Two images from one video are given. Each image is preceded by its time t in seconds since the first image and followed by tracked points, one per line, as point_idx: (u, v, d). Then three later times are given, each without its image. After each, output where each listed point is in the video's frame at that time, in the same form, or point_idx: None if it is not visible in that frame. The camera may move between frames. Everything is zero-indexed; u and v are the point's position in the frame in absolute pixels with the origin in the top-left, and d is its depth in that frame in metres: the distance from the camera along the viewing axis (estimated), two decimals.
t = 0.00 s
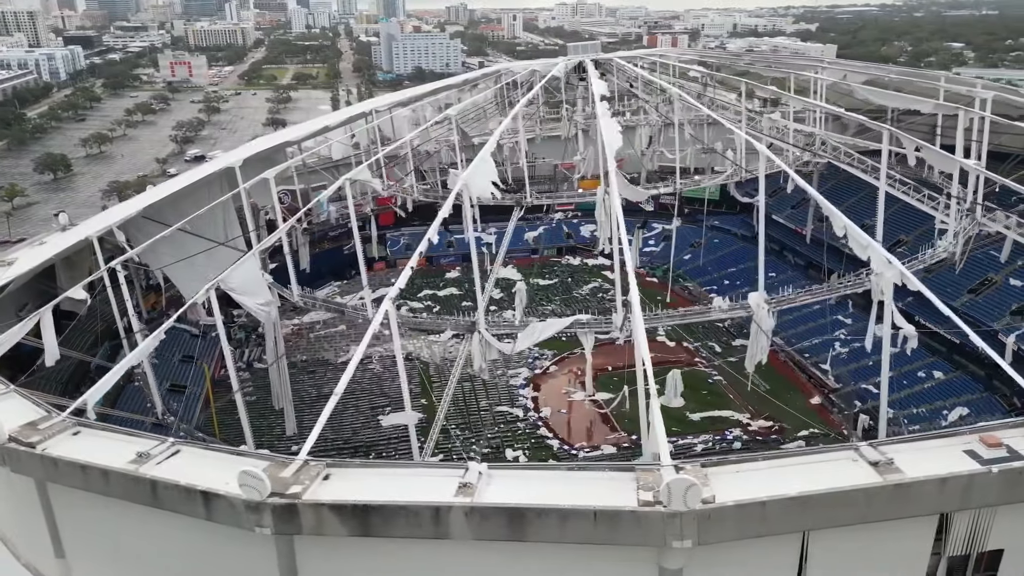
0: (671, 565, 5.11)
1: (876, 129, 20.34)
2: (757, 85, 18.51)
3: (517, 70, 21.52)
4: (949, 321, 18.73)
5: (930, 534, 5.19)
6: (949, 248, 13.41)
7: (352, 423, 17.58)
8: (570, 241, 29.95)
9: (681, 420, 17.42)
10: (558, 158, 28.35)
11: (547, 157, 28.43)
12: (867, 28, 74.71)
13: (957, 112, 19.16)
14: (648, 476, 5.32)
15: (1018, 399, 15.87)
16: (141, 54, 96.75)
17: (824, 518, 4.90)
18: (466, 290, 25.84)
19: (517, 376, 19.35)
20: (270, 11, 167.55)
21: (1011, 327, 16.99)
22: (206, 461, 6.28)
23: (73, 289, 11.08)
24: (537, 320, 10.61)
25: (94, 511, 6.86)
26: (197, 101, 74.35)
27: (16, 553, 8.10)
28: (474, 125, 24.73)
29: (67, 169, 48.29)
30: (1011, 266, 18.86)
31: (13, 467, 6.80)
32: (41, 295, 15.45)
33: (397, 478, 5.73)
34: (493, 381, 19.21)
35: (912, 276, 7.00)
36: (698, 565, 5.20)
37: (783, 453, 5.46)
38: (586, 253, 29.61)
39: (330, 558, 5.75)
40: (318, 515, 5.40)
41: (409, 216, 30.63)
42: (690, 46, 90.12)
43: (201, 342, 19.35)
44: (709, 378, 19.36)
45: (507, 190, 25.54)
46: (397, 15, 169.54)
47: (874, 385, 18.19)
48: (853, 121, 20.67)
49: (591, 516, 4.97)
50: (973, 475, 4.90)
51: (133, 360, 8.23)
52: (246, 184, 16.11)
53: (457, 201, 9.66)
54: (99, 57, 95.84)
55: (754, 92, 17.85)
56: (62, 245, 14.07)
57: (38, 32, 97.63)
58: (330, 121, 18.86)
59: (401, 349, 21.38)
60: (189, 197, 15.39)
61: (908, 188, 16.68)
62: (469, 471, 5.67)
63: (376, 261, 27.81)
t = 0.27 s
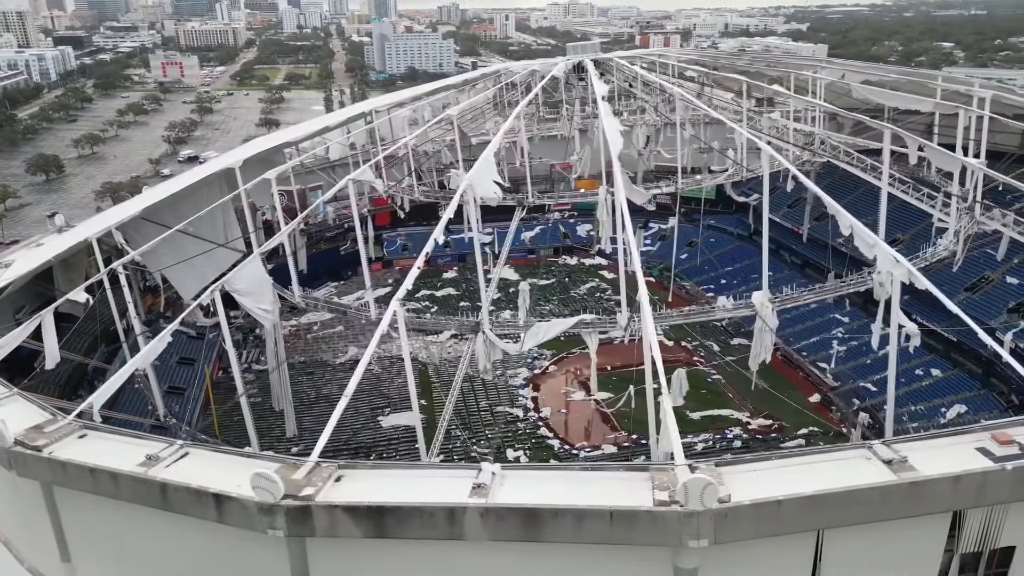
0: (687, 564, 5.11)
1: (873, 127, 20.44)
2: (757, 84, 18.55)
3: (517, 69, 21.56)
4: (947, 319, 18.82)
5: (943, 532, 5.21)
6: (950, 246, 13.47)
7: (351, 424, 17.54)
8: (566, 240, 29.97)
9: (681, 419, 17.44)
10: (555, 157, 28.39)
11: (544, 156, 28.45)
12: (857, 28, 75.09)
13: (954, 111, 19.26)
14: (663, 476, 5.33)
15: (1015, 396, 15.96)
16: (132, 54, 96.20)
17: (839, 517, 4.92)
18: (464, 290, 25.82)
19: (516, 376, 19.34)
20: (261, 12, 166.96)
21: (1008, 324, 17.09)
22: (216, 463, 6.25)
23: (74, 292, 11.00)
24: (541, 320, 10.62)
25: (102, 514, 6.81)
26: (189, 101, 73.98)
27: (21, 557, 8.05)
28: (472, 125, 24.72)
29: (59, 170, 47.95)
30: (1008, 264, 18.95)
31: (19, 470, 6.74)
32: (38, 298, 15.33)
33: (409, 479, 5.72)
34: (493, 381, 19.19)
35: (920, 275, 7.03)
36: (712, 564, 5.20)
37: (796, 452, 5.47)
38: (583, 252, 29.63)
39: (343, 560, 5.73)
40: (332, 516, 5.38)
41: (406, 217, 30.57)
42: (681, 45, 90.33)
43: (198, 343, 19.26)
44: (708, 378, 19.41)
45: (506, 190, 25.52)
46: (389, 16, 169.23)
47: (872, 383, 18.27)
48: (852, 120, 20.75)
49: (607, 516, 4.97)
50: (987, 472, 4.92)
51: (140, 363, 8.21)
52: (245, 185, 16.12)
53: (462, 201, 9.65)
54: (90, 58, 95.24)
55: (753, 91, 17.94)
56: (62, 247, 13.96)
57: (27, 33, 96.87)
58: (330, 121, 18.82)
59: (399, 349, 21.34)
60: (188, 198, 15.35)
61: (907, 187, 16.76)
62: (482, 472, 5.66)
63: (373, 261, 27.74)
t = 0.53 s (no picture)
0: (702, 563, 5.11)
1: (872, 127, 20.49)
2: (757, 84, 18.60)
3: (517, 68, 21.63)
4: (944, 317, 18.92)
5: (957, 528, 5.24)
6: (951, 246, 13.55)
7: (351, 426, 17.49)
8: (563, 240, 29.96)
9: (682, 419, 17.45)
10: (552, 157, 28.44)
11: (542, 156, 28.51)
12: (848, 28, 75.48)
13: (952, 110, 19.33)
14: (677, 476, 5.33)
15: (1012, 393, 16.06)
16: (122, 54, 95.60)
17: (855, 516, 4.93)
18: (461, 290, 25.79)
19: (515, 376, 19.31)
20: (252, 12, 166.24)
21: (1005, 323, 17.22)
22: (225, 465, 6.22)
23: (76, 295, 10.94)
24: (544, 321, 10.64)
25: (109, 517, 6.76)
26: (181, 102, 73.60)
27: (25, 562, 7.99)
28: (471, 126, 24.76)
29: (51, 172, 47.63)
30: (1005, 262, 19.06)
31: (26, 474, 6.68)
32: (36, 300, 15.21)
33: (422, 481, 5.70)
34: (492, 381, 19.18)
35: (927, 273, 7.05)
36: (727, 564, 5.20)
37: (810, 450, 5.48)
38: (579, 252, 29.63)
39: (356, 561, 5.71)
40: (346, 518, 5.36)
41: (401, 217, 30.55)
42: (673, 45, 90.54)
43: (196, 345, 19.16)
44: (707, 377, 19.44)
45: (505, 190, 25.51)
46: (381, 16, 168.89)
47: (870, 381, 18.34)
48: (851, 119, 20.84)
49: (623, 516, 4.96)
50: (1000, 470, 4.95)
51: (145, 366, 8.10)
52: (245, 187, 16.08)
53: (467, 202, 9.62)
54: (80, 58, 94.62)
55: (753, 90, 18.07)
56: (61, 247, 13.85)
57: (16, 33, 96.11)
58: (331, 122, 18.78)
59: (397, 350, 21.31)
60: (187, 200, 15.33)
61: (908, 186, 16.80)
62: (495, 473, 5.65)
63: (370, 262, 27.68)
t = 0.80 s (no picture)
0: (717, 562, 5.12)
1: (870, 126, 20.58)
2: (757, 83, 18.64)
3: (517, 68, 21.72)
4: (941, 315, 19.04)
5: (970, 526, 5.27)
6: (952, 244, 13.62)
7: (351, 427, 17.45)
8: (559, 240, 29.98)
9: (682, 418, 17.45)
10: (549, 157, 28.50)
11: (539, 156, 28.56)
12: (838, 27, 75.89)
13: (948, 109, 19.42)
14: (692, 475, 5.33)
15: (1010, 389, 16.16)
16: (113, 54, 95.00)
17: (870, 514, 4.94)
18: (459, 291, 25.77)
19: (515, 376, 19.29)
20: (243, 12, 165.62)
21: (1003, 320, 17.35)
22: (235, 468, 6.19)
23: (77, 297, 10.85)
24: (549, 321, 10.65)
25: (117, 520, 6.71)
26: (173, 102, 73.27)
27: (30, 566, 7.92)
28: (470, 126, 24.79)
29: (43, 173, 47.31)
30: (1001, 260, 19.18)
31: (32, 478, 6.62)
32: (33, 302, 15.09)
33: (434, 482, 5.69)
34: (492, 381, 19.17)
35: (935, 272, 7.08)
36: (743, 564, 5.20)
37: (824, 449, 5.50)
38: (576, 252, 29.65)
39: (369, 563, 5.69)
40: (360, 519, 5.35)
41: (398, 218, 30.52)
42: (665, 45, 90.73)
43: (194, 347, 19.06)
44: (707, 376, 19.45)
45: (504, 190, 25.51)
46: (372, 15, 168.60)
47: (869, 379, 18.43)
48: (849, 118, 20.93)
49: (639, 516, 4.96)
50: (1014, 468, 4.98)
51: (150, 369, 8.04)
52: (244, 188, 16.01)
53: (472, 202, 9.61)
54: (70, 58, 93.99)
55: (753, 88, 18.20)
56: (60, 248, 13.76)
57: (5, 33, 95.33)
58: (331, 122, 18.75)
59: (396, 350, 21.29)
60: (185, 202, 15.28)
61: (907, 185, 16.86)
62: (509, 473, 5.64)
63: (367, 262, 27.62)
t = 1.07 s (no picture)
0: (731, 562, 5.11)
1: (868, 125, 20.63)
2: (756, 82, 18.70)
3: (518, 67, 21.75)
4: (939, 313, 19.15)
5: (984, 524, 5.29)
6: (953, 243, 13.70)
7: (352, 428, 17.40)
8: (555, 240, 30.01)
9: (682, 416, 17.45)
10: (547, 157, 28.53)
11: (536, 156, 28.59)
12: (830, 27, 76.22)
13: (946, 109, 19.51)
14: (707, 475, 5.32)
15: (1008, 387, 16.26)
16: (104, 55, 94.43)
17: (886, 512, 4.96)
18: (457, 291, 25.74)
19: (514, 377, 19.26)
20: (235, 11, 164.96)
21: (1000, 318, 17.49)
22: (245, 470, 6.16)
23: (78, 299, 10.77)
24: (554, 321, 10.66)
25: (124, 524, 6.66)
26: (166, 103, 72.92)
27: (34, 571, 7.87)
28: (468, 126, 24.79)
29: (35, 174, 46.99)
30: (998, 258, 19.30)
31: (38, 481, 6.56)
32: (30, 303, 14.98)
33: (446, 483, 5.67)
34: (492, 382, 19.16)
35: (942, 270, 7.11)
36: (758, 563, 5.21)
37: (837, 448, 5.51)
38: (573, 252, 29.66)
39: (382, 565, 5.67)
40: (375, 522, 5.32)
41: (395, 219, 30.47)
42: (658, 45, 90.89)
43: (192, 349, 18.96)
44: (706, 375, 19.46)
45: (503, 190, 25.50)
46: (365, 16, 168.30)
47: (867, 378, 18.52)
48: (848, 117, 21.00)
49: (656, 517, 4.96)
50: None
51: (156, 371, 7.98)
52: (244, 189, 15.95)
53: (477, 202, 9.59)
54: (61, 58, 93.44)
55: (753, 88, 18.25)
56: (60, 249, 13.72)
57: None
58: (331, 123, 18.71)
59: (394, 351, 21.29)
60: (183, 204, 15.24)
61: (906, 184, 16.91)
62: (523, 474, 5.63)
63: (364, 263, 27.56)
